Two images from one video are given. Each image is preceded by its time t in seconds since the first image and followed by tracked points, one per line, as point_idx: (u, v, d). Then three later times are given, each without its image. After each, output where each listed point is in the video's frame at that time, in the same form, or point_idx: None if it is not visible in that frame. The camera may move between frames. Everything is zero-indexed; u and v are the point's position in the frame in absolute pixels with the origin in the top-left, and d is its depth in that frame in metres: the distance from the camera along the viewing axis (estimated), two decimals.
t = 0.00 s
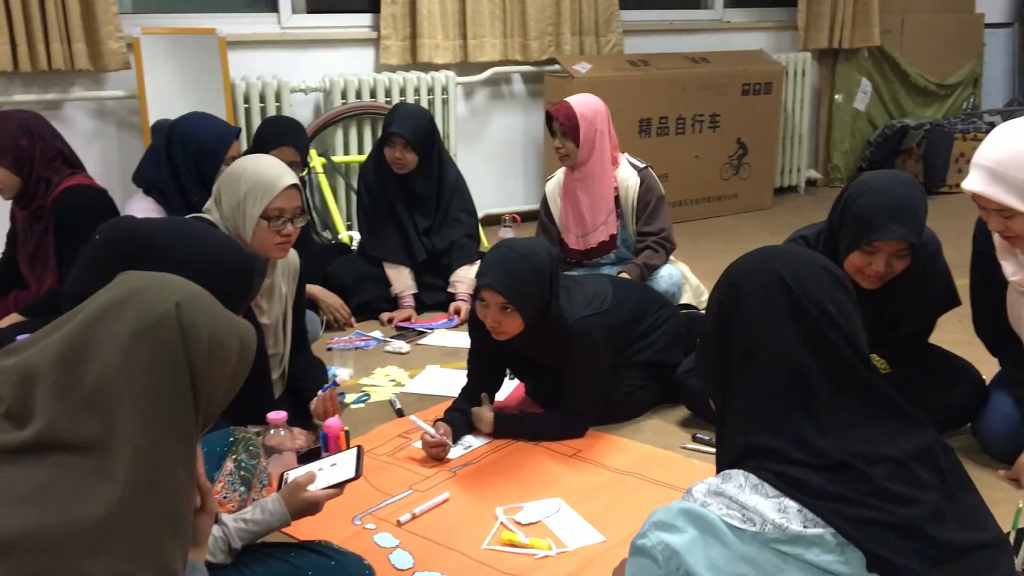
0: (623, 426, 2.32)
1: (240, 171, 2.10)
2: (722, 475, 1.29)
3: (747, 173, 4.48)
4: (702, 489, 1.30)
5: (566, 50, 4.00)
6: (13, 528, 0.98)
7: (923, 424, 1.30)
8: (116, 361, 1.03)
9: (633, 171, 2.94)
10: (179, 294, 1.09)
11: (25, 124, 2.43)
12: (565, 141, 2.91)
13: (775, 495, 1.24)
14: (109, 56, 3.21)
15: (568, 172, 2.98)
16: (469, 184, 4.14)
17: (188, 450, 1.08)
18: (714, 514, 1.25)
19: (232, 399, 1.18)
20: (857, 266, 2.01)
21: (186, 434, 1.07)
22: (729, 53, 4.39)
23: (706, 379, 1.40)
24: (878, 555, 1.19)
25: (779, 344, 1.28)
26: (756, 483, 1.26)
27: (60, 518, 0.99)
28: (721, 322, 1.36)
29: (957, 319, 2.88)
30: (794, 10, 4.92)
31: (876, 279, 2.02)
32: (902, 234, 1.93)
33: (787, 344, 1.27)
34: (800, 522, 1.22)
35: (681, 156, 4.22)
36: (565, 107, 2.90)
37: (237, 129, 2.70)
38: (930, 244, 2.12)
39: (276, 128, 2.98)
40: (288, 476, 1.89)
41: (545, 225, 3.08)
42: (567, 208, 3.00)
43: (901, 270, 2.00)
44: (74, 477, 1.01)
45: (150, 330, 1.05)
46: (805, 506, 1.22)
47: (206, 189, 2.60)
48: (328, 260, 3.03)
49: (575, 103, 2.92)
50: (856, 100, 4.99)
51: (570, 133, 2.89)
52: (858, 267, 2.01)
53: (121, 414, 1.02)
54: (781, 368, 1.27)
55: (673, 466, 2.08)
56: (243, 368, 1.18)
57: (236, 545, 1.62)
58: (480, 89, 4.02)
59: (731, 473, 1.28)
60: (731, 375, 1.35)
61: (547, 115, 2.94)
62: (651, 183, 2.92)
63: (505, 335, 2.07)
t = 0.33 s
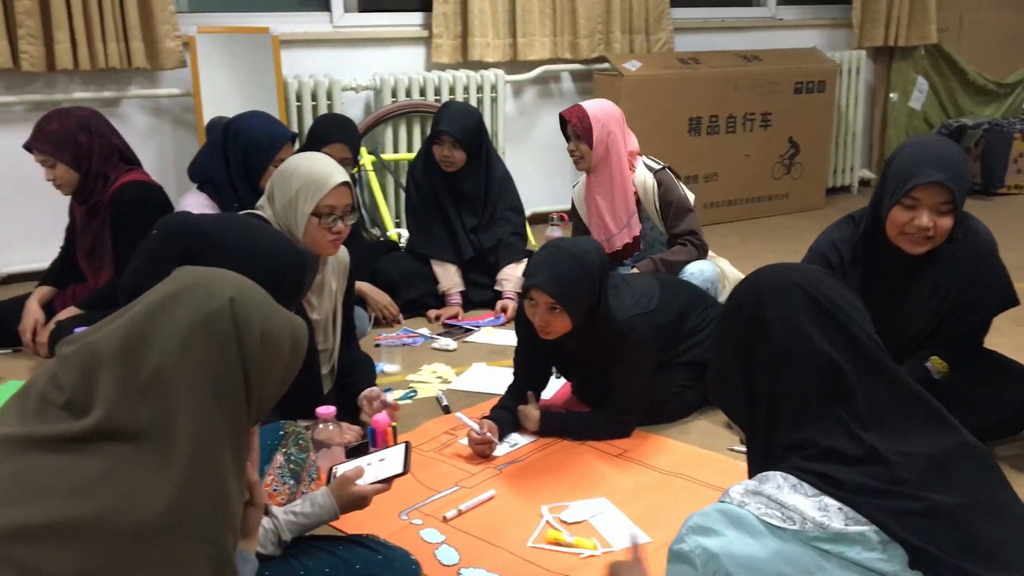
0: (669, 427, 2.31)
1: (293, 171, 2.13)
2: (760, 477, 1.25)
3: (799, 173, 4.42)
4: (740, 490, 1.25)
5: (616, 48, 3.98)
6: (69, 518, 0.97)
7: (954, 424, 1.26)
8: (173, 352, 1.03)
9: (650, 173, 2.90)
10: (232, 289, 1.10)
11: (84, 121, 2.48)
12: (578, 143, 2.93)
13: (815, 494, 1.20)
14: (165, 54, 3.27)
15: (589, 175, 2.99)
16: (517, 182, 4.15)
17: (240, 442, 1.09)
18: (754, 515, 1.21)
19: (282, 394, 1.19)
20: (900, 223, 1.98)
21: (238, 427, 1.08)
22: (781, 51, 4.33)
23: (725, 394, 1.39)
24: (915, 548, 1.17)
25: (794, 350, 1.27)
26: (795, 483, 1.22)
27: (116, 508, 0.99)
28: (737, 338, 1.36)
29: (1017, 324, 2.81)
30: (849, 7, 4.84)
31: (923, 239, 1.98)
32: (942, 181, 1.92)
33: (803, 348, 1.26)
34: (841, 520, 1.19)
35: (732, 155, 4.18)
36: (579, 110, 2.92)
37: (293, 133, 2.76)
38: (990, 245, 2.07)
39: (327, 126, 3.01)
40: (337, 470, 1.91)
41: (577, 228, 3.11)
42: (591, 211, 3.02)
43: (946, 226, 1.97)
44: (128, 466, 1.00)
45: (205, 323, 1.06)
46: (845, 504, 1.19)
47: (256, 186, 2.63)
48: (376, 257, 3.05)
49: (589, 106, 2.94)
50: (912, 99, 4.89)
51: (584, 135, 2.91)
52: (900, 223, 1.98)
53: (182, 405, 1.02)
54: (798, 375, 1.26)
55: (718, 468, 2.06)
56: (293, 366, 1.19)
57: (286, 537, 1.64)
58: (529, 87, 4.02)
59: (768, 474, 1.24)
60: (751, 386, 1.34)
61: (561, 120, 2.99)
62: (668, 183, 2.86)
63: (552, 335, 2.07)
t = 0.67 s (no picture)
0: (718, 431, 2.29)
1: (344, 172, 2.16)
2: (831, 486, 1.19)
3: (853, 176, 4.36)
4: (809, 498, 1.20)
5: (667, 49, 3.96)
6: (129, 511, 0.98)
7: None
8: (226, 349, 1.03)
9: (655, 188, 2.75)
10: (287, 288, 1.10)
11: (142, 121, 2.53)
12: (589, 159, 2.91)
13: (888, 507, 1.14)
14: (221, 55, 3.32)
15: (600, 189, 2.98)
16: (565, 184, 4.15)
17: (295, 438, 1.09)
18: (822, 525, 1.16)
19: (337, 391, 1.17)
20: (965, 207, 1.95)
21: (291, 423, 1.06)
22: (835, 51, 4.27)
23: (797, 401, 1.36)
24: (991, 567, 1.10)
25: (879, 360, 1.22)
26: (867, 494, 1.16)
27: (173, 504, 1.00)
28: (812, 346, 1.32)
29: None
30: (906, 8, 4.76)
31: (990, 221, 1.95)
32: (1003, 158, 1.93)
33: (889, 360, 1.21)
34: (915, 535, 1.12)
35: (785, 157, 4.13)
36: (590, 125, 2.90)
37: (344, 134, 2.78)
38: None
39: (377, 127, 3.03)
40: (385, 468, 1.92)
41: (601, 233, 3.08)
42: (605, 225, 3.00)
43: (1010, 205, 1.95)
44: (185, 461, 1.01)
45: (258, 321, 1.05)
46: (920, 519, 1.12)
47: (308, 186, 2.66)
48: (425, 257, 3.07)
49: (601, 120, 2.90)
50: (970, 101, 4.78)
51: (593, 152, 2.89)
52: (966, 207, 1.95)
53: (234, 400, 1.02)
54: (880, 387, 1.21)
55: (767, 473, 2.04)
56: (347, 363, 1.17)
57: (335, 534, 1.65)
58: (579, 88, 4.02)
59: (839, 484, 1.19)
60: (823, 392, 1.30)
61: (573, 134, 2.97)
62: (670, 202, 2.70)
63: (608, 338, 2.06)
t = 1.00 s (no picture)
0: (770, 437, 2.26)
1: (396, 171, 2.17)
2: (882, 498, 1.17)
3: (910, 179, 4.28)
4: (859, 510, 1.18)
5: (720, 50, 3.93)
6: (181, 501, 0.99)
7: None
8: (282, 341, 1.05)
9: (706, 193, 2.73)
10: (338, 285, 1.13)
11: (199, 121, 2.57)
12: (639, 168, 2.89)
13: (942, 521, 1.11)
14: (278, 56, 3.38)
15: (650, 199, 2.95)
16: (616, 185, 4.14)
17: (342, 430, 1.09)
18: (871, 538, 1.13)
19: (380, 391, 1.19)
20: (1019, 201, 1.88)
21: (340, 415, 1.08)
22: (892, 53, 4.20)
23: (847, 403, 1.34)
24: None
25: (937, 367, 1.20)
26: (919, 507, 1.13)
27: (222, 494, 1.00)
28: (867, 352, 1.30)
29: None
30: (967, 8, 4.67)
31: None
32: None
33: (947, 369, 1.19)
34: (970, 551, 1.08)
35: (840, 160, 4.07)
36: (641, 134, 2.87)
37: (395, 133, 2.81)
38: None
39: (429, 127, 3.05)
40: (432, 467, 1.92)
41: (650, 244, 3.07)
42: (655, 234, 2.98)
43: None
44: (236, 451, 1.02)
45: (313, 314, 1.07)
46: (976, 534, 1.09)
47: (360, 186, 2.69)
48: (474, 258, 3.08)
49: (652, 129, 2.87)
50: None
51: (643, 160, 2.87)
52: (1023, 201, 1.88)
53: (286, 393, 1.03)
54: (939, 396, 1.19)
55: (818, 481, 2.00)
56: (393, 362, 1.20)
57: (383, 531, 1.67)
58: (630, 89, 4.01)
59: (891, 496, 1.17)
60: (880, 398, 1.28)
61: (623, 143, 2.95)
62: (721, 211, 2.68)
63: (661, 343, 2.05)
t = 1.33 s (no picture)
0: (821, 443, 2.23)
1: (446, 171, 2.18)
2: (939, 504, 1.15)
3: (967, 183, 4.20)
4: (914, 515, 1.15)
5: (773, 50, 3.89)
6: (234, 493, 1.00)
7: None
8: (333, 338, 1.05)
9: (760, 199, 2.67)
10: (390, 283, 1.13)
11: (254, 120, 2.61)
12: (692, 170, 2.87)
13: (1001, 531, 1.10)
14: (330, 57, 3.42)
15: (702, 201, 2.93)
16: (666, 187, 4.13)
17: (394, 427, 1.10)
18: (927, 544, 1.11)
19: (431, 388, 1.19)
20: None
21: (391, 412, 1.09)
22: (950, 54, 4.13)
23: (906, 412, 1.31)
24: None
25: (996, 372, 1.17)
26: (977, 515, 1.12)
27: (275, 487, 1.01)
28: (923, 362, 1.28)
29: None
30: None
31: None
32: None
33: (1003, 377, 1.16)
34: None
35: (895, 162, 4.00)
36: (696, 135, 2.84)
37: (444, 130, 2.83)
38: None
39: (478, 128, 3.06)
40: (480, 466, 1.93)
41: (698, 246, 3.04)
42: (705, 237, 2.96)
43: None
44: (289, 446, 1.02)
45: (364, 312, 1.08)
46: None
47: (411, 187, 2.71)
48: (522, 258, 3.09)
49: (708, 130, 2.85)
50: None
51: (698, 162, 2.84)
52: None
53: (336, 390, 1.04)
54: (995, 406, 1.16)
55: (871, 489, 1.97)
56: (443, 360, 1.20)
57: (430, 528, 1.67)
58: (681, 90, 3.99)
59: (948, 502, 1.15)
60: (937, 404, 1.26)
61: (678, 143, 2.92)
62: (775, 217, 2.63)
63: (710, 348, 2.04)
